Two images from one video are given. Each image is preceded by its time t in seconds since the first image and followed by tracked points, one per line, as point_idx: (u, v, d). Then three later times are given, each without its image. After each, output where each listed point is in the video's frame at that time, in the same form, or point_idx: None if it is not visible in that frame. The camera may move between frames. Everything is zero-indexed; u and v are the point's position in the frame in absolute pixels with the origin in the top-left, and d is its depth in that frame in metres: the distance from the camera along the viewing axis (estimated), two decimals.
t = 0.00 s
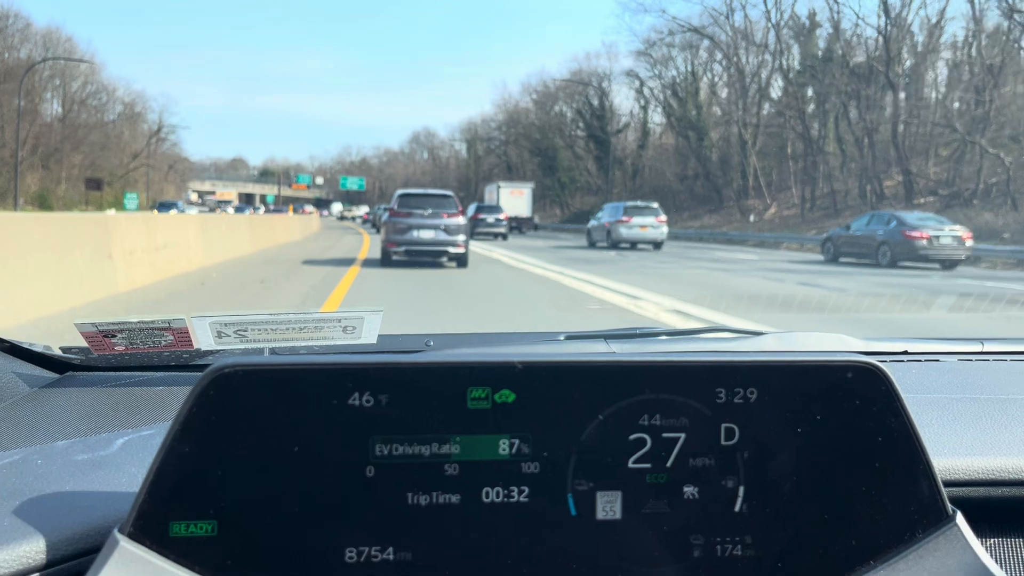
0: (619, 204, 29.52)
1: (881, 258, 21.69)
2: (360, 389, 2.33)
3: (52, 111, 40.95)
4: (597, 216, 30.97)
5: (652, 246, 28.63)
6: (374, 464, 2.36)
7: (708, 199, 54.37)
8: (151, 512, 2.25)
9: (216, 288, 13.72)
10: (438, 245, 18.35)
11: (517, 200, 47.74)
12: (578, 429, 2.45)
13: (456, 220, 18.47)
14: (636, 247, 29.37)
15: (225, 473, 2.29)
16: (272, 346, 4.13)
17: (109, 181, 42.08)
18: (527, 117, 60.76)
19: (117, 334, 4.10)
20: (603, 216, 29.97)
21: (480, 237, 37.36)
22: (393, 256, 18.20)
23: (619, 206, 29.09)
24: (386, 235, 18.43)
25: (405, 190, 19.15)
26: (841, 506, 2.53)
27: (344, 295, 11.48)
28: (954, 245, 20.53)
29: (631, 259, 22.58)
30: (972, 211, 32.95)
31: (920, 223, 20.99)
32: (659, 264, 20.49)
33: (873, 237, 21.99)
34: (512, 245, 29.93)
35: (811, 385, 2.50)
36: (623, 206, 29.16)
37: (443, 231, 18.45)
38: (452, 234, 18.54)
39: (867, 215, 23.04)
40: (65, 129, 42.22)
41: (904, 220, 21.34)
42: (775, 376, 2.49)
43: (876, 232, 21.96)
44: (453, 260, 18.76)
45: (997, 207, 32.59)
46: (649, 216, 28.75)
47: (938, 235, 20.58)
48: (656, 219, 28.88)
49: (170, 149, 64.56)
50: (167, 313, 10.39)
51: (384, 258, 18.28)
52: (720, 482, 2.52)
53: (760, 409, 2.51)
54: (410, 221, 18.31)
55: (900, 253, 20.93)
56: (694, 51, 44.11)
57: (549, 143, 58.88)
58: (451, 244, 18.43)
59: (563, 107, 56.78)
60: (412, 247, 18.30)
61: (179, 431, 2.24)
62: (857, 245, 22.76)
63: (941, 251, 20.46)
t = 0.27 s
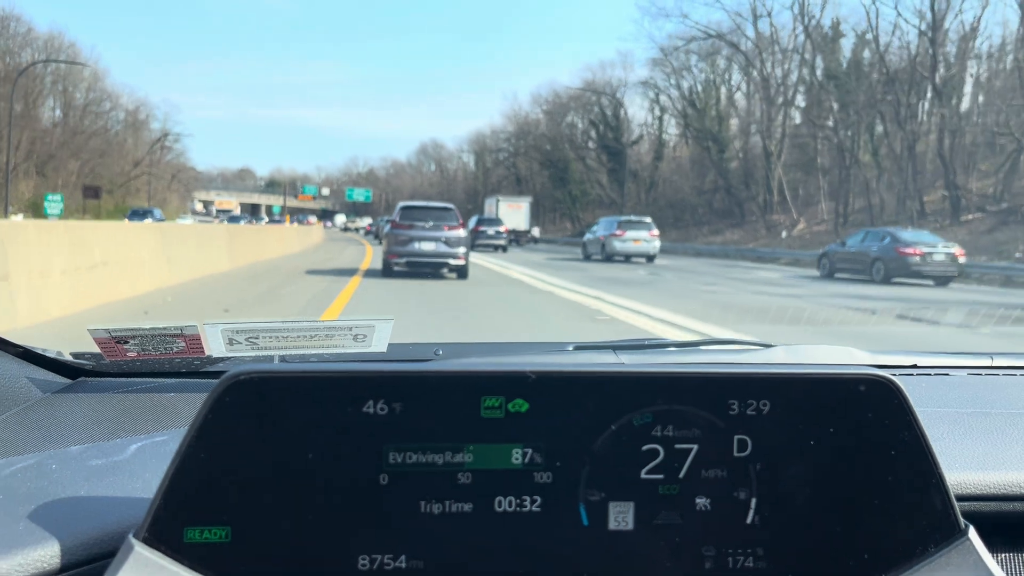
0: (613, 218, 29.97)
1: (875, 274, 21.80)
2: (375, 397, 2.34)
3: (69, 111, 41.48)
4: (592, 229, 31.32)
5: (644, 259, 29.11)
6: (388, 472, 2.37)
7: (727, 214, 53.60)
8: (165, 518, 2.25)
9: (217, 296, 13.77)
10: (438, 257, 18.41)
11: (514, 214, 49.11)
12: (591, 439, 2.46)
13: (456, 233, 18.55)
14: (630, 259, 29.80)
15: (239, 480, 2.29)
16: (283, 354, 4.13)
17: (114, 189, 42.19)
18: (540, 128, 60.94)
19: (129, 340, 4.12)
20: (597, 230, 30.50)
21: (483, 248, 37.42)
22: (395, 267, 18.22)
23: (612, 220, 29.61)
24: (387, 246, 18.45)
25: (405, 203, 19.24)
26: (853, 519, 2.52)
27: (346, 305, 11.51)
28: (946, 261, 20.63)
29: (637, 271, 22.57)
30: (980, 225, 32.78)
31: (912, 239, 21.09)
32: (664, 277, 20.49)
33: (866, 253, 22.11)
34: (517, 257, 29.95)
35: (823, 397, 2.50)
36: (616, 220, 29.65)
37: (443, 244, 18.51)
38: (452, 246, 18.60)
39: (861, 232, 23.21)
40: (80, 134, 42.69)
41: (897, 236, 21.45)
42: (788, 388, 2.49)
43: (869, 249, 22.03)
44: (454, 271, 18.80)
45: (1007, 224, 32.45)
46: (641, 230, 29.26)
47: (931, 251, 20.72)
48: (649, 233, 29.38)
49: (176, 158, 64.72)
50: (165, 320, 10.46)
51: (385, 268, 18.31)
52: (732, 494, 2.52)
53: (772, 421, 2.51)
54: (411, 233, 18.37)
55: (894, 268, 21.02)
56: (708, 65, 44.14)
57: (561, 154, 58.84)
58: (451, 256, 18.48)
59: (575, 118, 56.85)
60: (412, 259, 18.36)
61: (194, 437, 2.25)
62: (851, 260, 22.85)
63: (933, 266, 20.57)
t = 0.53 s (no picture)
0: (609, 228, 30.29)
1: (870, 287, 21.79)
2: (390, 404, 2.35)
3: (73, 114, 41.34)
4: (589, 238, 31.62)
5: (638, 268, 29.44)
6: (402, 479, 2.38)
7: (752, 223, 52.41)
8: (180, 523, 2.26)
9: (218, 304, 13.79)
10: (438, 265, 18.43)
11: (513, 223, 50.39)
12: (604, 448, 2.46)
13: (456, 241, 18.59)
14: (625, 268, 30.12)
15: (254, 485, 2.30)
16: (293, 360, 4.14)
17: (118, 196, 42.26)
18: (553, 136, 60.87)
19: (142, 345, 4.15)
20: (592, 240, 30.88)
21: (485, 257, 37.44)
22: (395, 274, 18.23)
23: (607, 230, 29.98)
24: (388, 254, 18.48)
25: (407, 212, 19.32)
26: (866, 529, 2.52)
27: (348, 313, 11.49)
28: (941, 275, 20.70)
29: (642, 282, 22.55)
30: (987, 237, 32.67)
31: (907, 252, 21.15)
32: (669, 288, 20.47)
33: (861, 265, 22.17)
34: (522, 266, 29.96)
35: (835, 408, 2.50)
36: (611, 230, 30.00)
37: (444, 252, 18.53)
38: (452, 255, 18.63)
39: (856, 244, 23.30)
40: (86, 136, 42.47)
41: (892, 250, 21.52)
42: (801, 398, 2.49)
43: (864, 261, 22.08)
44: (454, 280, 18.80)
45: None
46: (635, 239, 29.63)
47: (925, 264, 20.72)
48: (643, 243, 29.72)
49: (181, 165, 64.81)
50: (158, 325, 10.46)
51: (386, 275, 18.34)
52: (745, 504, 2.52)
53: (785, 431, 2.51)
54: (412, 241, 18.43)
55: (889, 280, 21.05)
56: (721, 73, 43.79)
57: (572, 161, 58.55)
58: (451, 264, 18.48)
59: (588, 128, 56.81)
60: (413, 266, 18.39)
61: (210, 443, 2.26)
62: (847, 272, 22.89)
63: (928, 279, 20.62)
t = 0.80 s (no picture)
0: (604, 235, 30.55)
1: (867, 294, 21.72)
2: (421, 399, 2.35)
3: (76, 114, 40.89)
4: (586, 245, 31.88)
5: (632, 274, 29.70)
6: (432, 474, 2.38)
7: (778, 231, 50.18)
8: (212, 515, 2.26)
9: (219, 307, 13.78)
10: (439, 271, 18.44)
11: (513, 231, 51.61)
12: (633, 445, 2.46)
13: (457, 247, 18.61)
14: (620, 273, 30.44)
15: (286, 477, 2.30)
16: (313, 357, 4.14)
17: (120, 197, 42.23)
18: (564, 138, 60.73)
19: (164, 340, 4.17)
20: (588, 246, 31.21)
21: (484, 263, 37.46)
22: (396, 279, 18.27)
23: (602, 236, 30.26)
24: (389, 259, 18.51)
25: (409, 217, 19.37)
26: (895, 530, 2.51)
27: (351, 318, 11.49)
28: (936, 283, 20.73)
29: (646, 289, 22.54)
30: (994, 248, 32.55)
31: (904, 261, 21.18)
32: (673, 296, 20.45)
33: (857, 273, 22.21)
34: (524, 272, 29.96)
35: (865, 409, 2.48)
36: (605, 236, 30.26)
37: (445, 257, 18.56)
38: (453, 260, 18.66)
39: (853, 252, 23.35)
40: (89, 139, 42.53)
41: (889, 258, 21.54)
42: (831, 399, 2.48)
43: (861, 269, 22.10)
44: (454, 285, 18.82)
45: None
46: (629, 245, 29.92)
47: (921, 273, 20.76)
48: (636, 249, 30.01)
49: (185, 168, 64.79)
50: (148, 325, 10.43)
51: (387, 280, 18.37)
52: (774, 503, 2.51)
53: (814, 431, 2.50)
54: (413, 246, 18.47)
55: (884, 288, 21.04)
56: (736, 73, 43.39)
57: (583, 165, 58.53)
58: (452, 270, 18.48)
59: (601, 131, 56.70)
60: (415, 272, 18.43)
61: (242, 435, 2.25)
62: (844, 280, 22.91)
63: (923, 287, 20.64)
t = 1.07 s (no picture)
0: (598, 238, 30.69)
1: (862, 299, 21.71)
2: (430, 399, 2.34)
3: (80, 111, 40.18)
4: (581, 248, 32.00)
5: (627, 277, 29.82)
6: (441, 473, 2.37)
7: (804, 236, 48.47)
8: (220, 513, 2.26)
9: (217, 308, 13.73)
10: (439, 274, 18.43)
11: (513, 235, 51.67)
12: (643, 447, 2.45)
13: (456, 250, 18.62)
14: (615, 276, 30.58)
15: (294, 475, 2.30)
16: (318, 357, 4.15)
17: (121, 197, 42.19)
18: (573, 139, 60.70)
19: (170, 339, 4.24)
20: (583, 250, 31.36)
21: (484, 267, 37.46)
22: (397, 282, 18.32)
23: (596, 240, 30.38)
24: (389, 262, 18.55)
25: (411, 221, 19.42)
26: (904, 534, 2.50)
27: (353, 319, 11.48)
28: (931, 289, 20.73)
29: (648, 294, 22.50)
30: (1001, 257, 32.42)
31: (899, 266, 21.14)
32: (675, 301, 20.42)
33: (852, 278, 22.23)
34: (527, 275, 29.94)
35: (875, 414, 2.47)
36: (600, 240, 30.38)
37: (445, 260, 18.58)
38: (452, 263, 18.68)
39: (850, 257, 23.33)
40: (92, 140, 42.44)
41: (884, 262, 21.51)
42: (841, 402, 2.46)
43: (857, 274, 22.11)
44: (454, 288, 18.84)
45: None
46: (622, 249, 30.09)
47: (915, 278, 20.74)
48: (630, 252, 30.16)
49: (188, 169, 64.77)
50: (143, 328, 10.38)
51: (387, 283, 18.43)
52: (783, 507, 2.50)
53: (823, 435, 2.49)
54: (414, 249, 18.51)
55: (878, 293, 21.03)
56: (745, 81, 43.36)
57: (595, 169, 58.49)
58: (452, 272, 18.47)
59: (609, 133, 56.56)
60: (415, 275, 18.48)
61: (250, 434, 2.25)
62: (841, 284, 22.91)
63: (917, 293, 20.62)
